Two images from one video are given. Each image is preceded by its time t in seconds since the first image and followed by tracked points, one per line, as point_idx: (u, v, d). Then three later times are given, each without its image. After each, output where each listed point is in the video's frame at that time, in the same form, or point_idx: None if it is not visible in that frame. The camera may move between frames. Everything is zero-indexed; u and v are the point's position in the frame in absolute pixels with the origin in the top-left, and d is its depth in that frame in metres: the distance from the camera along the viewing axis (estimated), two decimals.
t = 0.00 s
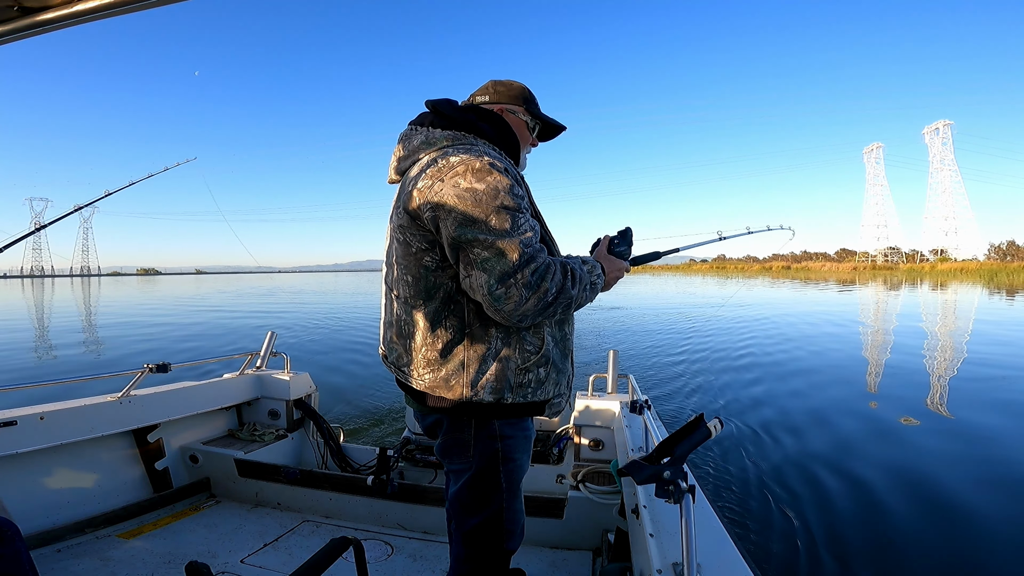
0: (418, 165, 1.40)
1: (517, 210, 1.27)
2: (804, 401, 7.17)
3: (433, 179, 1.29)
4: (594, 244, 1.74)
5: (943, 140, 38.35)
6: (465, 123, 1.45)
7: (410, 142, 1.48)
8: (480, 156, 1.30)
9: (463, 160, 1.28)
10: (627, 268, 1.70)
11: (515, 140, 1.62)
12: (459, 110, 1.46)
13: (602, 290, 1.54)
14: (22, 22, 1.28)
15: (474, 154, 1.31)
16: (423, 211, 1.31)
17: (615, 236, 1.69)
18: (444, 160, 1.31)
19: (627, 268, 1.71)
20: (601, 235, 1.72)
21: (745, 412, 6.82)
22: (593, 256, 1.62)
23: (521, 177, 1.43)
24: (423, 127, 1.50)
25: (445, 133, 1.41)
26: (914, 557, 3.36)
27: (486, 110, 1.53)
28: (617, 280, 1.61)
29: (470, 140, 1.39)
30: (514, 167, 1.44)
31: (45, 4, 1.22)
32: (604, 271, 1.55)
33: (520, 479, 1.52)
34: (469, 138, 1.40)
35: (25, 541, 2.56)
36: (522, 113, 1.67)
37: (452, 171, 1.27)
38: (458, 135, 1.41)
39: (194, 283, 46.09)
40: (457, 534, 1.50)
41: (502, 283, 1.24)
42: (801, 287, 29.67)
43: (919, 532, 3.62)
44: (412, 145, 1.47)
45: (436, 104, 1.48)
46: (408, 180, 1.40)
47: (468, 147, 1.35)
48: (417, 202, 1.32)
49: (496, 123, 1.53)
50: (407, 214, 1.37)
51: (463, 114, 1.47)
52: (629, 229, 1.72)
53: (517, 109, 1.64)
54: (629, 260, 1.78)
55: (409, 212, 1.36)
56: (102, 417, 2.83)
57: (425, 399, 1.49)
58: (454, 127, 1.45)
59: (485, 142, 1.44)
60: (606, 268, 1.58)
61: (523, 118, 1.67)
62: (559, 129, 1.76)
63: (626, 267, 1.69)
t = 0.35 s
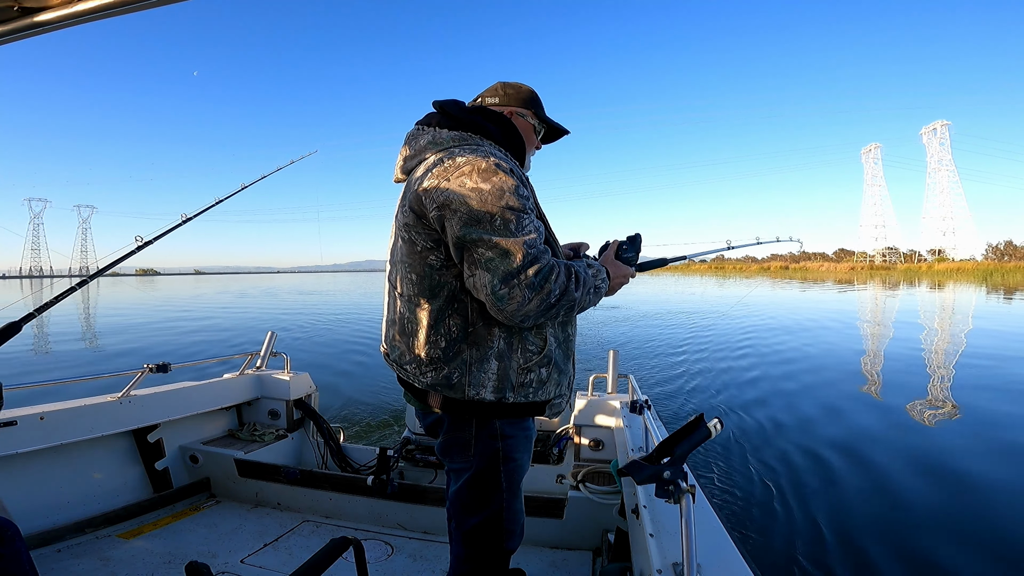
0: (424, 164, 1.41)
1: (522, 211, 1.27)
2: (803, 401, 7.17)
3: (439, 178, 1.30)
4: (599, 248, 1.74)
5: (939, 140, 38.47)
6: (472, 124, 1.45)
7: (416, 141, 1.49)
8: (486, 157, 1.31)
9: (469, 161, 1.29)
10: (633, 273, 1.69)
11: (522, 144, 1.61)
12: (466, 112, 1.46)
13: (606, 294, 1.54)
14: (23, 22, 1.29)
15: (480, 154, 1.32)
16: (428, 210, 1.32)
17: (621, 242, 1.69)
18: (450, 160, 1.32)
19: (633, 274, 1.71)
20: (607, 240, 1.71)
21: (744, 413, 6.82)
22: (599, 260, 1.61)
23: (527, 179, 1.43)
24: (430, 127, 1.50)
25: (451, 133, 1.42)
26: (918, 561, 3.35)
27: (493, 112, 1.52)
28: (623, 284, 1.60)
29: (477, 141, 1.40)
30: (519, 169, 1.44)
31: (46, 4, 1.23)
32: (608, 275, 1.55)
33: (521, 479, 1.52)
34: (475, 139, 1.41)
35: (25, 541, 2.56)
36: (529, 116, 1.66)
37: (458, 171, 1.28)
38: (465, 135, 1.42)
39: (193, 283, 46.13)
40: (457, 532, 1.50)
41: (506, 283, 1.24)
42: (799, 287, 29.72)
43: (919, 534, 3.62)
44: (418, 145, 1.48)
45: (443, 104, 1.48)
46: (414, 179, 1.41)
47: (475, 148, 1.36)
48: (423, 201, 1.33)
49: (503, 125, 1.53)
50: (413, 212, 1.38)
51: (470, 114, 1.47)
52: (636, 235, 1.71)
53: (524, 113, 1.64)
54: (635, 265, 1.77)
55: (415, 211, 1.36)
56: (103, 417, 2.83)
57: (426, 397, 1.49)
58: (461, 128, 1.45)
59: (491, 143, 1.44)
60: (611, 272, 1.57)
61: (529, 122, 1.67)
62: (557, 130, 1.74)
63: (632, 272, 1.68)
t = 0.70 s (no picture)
0: (422, 166, 1.41)
1: (521, 211, 1.27)
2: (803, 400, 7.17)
3: (438, 180, 1.30)
4: (601, 247, 1.74)
5: (938, 139, 38.49)
6: (471, 124, 1.45)
7: (414, 143, 1.49)
8: (484, 157, 1.31)
9: (467, 161, 1.29)
10: (635, 273, 1.69)
11: (519, 145, 1.62)
12: (465, 112, 1.46)
13: (608, 294, 1.53)
14: (23, 22, 1.28)
15: (478, 154, 1.31)
16: (428, 212, 1.32)
17: (622, 240, 1.69)
18: (448, 161, 1.32)
19: (634, 273, 1.71)
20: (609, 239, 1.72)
21: (744, 412, 6.83)
22: (601, 259, 1.61)
23: (525, 178, 1.43)
24: (427, 128, 1.50)
25: (449, 134, 1.42)
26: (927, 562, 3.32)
27: (493, 113, 1.53)
28: (624, 285, 1.60)
29: (475, 141, 1.40)
30: (518, 169, 1.44)
31: (45, 4, 1.22)
32: (610, 275, 1.54)
33: (522, 478, 1.52)
34: (473, 139, 1.41)
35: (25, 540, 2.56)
36: (527, 120, 1.69)
37: (456, 172, 1.28)
38: (463, 135, 1.41)
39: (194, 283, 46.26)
40: (458, 531, 1.50)
41: (506, 284, 1.23)
42: (797, 286, 29.79)
43: (927, 534, 3.59)
44: (416, 146, 1.47)
45: (442, 105, 1.48)
46: (412, 180, 1.41)
47: (473, 148, 1.35)
48: (421, 202, 1.34)
49: (502, 125, 1.54)
50: (412, 214, 1.38)
51: (468, 115, 1.46)
52: (637, 233, 1.71)
53: (524, 115, 1.66)
54: (636, 265, 1.77)
55: (414, 213, 1.37)
56: (102, 416, 2.83)
57: (427, 398, 1.49)
58: (459, 128, 1.45)
59: (489, 143, 1.44)
60: (613, 272, 1.57)
61: (526, 125, 1.70)
62: (543, 132, 1.80)
63: (634, 272, 1.68)
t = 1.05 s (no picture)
0: (423, 165, 1.41)
1: (521, 210, 1.27)
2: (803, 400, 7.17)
3: (438, 179, 1.30)
4: (608, 250, 1.74)
5: (937, 139, 38.54)
6: (472, 124, 1.45)
7: (416, 142, 1.49)
8: (485, 156, 1.31)
9: (468, 161, 1.29)
10: (641, 277, 1.70)
11: (522, 145, 1.62)
12: (466, 112, 1.46)
13: (611, 297, 1.53)
14: (24, 22, 1.29)
15: (479, 154, 1.32)
16: (428, 211, 1.33)
17: (631, 244, 1.69)
18: (448, 161, 1.32)
19: (641, 277, 1.71)
20: (616, 242, 1.72)
21: (744, 413, 6.82)
22: (607, 263, 1.61)
23: (527, 178, 1.43)
24: (428, 128, 1.50)
25: (450, 133, 1.42)
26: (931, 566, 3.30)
27: (495, 113, 1.53)
28: (630, 288, 1.60)
29: (475, 141, 1.40)
30: (519, 168, 1.44)
31: (46, 4, 1.23)
32: (614, 278, 1.54)
33: (522, 478, 1.52)
34: (474, 139, 1.41)
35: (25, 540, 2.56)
36: (529, 120, 1.69)
37: (457, 171, 1.28)
38: (463, 134, 1.42)
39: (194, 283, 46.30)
40: (458, 530, 1.51)
41: (506, 283, 1.24)
42: (796, 287, 29.75)
43: (929, 537, 3.58)
44: (417, 146, 1.48)
45: (444, 105, 1.48)
46: (413, 180, 1.41)
47: (473, 148, 1.35)
48: (422, 201, 1.34)
49: (504, 125, 1.54)
50: (413, 214, 1.39)
51: (469, 114, 1.46)
52: (648, 238, 1.71)
53: (526, 115, 1.66)
54: (644, 269, 1.77)
55: (415, 212, 1.37)
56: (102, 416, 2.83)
57: (428, 397, 1.49)
58: (460, 127, 1.45)
59: (490, 143, 1.44)
60: (617, 276, 1.57)
61: (528, 125, 1.69)
62: (543, 131, 1.80)
63: (640, 277, 1.68)
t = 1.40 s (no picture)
0: (433, 165, 1.41)
1: (531, 211, 1.28)
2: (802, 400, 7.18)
3: (449, 180, 1.30)
4: (614, 257, 1.75)
5: (936, 139, 38.58)
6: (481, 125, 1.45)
7: (425, 143, 1.49)
8: (496, 157, 1.31)
9: (479, 161, 1.29)
10: (648, 283, 1.70)
11: (530, 146, 1.63)
12: (475, 113, 1.46)
13: (617, 301, 1.53)
14: (25, 22, 1.28)
15: (490, 154, 1.32)
16: (439, 211, 1.33)
17: (640, 251, 1.71)
18: (459, 161, 1.32)
19: (648, 283, 1.72)
20: (625, 248, 1.72)
21: (744, 412, 6.82)
22: (614, 268, 1.62)
23: (536, 180, 1.44)
24: (437, 129, 1.50)
25: (460, 134, 1.42)
26: (942, 562, 3.30)
27: (504, 115, 1.53)
28: (636, 294, 1.60)
29: (485, 142, 1.41)
30: (528, 170, 1.44)
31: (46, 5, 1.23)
32: (621, 283, 1.55)
33: (525, 478, 1.51)
34: (484, 139, 1.41)
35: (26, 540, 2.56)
36: (536, 121, 1.69)
37: (468, 172, 1.28)
38: (473, 136, 1.42)
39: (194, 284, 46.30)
40: (460, 531, 1.51)
41: (515, 284, 1.24)
42: (795, 287, 29.76)
43: (935, 533, 3.58)
44: (426, 147, 1.48)
45: (453, 106, 1.49)
46: (423, 180, 1.41)
47: (484, 148, 1.36)
48: (432, 201, 1.34)
49: (513, 126, 1.54)
50: (422, 213, 1.39)
51: (478, 116, 1.46)
52: (657, 246, 1.73)
53: (533, 117, 1.65)
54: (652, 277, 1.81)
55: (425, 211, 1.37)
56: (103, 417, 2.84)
57: (434, 397, 1.49)
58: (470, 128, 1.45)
59: (500, 144, 1.44)
60: (625, 281, 1.57)
61: (535, 126, 1.69)
62: (549, 132, 1.80)
63: (647, 283, 1.69)
